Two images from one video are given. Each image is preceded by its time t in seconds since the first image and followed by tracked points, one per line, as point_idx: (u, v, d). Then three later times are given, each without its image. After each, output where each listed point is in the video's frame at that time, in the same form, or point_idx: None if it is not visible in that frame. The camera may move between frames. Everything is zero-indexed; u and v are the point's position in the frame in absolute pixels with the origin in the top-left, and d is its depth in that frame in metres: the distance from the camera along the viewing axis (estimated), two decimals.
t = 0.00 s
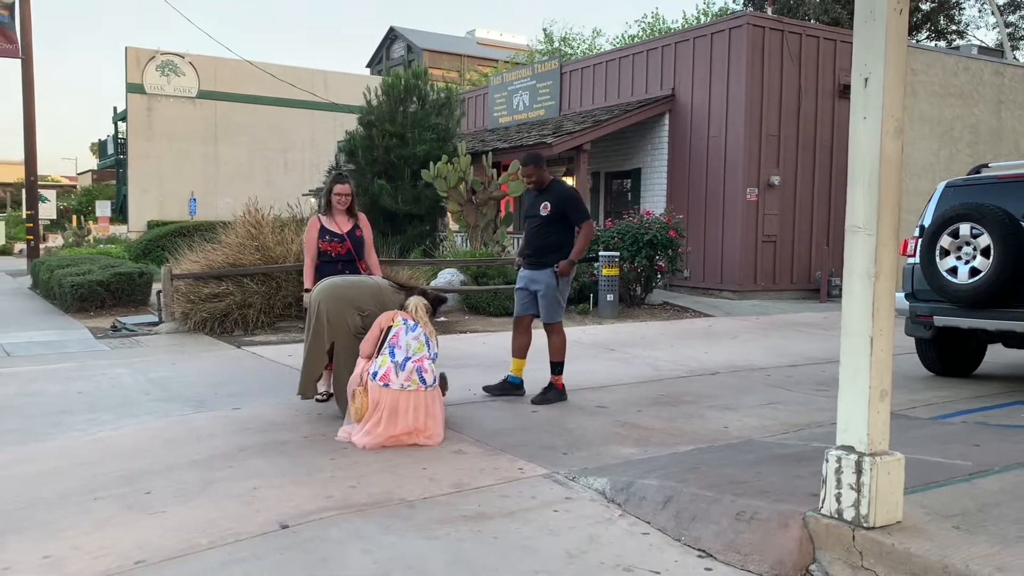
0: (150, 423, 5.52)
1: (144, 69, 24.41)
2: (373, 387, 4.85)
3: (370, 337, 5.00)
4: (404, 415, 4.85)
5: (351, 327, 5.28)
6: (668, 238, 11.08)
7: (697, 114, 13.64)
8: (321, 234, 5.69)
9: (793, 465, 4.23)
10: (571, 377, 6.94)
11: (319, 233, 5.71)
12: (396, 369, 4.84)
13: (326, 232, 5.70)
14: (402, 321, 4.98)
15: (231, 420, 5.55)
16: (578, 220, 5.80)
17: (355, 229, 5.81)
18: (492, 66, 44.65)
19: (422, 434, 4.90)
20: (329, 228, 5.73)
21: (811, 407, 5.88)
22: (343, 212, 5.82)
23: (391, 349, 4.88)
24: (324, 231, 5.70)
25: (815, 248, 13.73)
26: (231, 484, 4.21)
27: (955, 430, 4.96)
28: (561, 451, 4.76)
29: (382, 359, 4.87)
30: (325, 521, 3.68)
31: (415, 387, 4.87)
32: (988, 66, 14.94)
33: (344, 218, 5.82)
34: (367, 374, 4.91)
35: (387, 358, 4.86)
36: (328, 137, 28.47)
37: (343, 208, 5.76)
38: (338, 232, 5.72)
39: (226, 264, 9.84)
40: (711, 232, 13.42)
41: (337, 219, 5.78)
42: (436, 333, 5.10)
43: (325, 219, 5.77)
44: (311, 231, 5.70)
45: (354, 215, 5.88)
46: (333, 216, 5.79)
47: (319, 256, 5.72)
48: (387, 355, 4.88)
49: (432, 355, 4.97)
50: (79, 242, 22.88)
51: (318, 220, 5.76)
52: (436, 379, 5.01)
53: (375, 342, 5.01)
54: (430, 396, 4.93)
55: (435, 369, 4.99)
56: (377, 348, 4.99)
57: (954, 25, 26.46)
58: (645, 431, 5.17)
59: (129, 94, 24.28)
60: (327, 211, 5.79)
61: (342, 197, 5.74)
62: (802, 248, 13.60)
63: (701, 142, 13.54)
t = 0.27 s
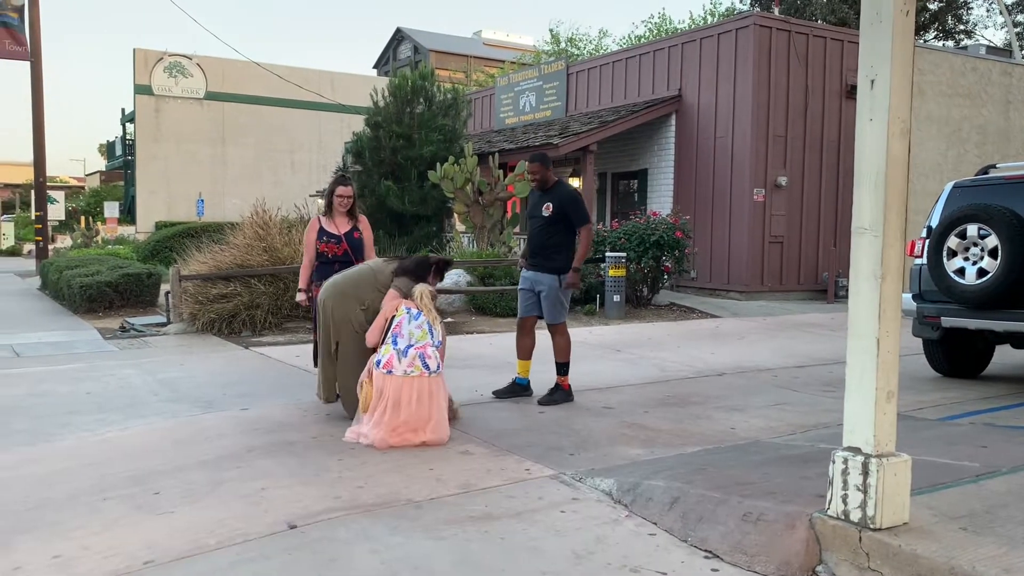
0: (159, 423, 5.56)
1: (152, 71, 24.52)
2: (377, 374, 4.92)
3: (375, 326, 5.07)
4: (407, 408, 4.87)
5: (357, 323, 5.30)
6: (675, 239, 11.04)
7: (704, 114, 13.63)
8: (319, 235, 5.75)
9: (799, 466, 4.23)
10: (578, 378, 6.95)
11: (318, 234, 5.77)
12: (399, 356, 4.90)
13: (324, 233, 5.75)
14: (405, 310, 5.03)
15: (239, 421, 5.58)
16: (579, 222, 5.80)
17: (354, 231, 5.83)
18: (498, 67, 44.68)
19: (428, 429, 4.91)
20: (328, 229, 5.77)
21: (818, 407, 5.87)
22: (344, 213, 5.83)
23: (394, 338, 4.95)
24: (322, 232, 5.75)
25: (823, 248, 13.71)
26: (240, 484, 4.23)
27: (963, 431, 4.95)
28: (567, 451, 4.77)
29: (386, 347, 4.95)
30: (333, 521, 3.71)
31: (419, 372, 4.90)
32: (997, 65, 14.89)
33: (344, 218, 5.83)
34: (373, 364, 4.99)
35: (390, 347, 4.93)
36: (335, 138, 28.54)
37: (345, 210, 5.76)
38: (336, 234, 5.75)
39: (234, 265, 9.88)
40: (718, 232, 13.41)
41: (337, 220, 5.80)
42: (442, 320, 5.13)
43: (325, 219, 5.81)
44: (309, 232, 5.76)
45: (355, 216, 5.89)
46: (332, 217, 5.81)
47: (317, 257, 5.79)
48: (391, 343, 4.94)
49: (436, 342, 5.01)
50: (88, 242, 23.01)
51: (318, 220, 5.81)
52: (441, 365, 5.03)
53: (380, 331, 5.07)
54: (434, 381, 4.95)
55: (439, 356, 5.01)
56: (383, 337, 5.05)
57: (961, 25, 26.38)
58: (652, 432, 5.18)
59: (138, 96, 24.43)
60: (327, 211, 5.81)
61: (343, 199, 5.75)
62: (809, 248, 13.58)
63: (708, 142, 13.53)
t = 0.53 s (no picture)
0: (165, 422, 5.57)
1: (158, 71, 24.58)
2: (379, 322, 5.01)
3: (375, 270, 5.03)
4: (413, 395, 4.90)
5: (359, 319, 5.31)
6: (680, 238, 11.01)
7: (709, 113, 13.61)
8: (335, 232, 5.85)
9: (806, 466, 4.22)
10: (583, 378, 6.95)
11: (335, 231, 5.88)
12: (399, 301, 5.00)
13: (339, 231, 5.85)
14: (409, 260, 5.02)
15: (245, 420, 5.59)
16: (560, 221, 5.79)
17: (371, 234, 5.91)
18: (503, 67, 44.66)
19: (436, 418, 4.94)
20: (344, 227, 5.87)
21: (825, 407, 5.86)
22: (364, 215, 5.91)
23: (395, 286, 5.02)
24: (339, 229, 5.86)
25: (829, 248, 13.68)
26: (246, 484, 4.24)
27: (970, 431, 4.94)
28: (573, 451, 4.77)
29: (387, 294, 5.03)
30: (340, 520, 3.71)
31: (419, 317, 4.99)
32: (1003, 65, 14.84)
33: (364, 220, 5.91)
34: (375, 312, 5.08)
35: (391, 293, 5.01)
36: (340, 138, 28.58)
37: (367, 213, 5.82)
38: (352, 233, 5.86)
39: (239, 264, 9.89)
40: (724, 232, 13.39)
41: (356, 221, 5.89)
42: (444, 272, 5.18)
43: (343, 217, 5.91)
44: (326, 228, 5.87)
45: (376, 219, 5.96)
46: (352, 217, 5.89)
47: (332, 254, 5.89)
48: (391, 290, 5.03)
49: (436, 292, 5.10)
50: (94, 242, 23.09)
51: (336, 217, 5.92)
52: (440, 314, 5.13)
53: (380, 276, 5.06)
54: (433, 329, 5.02)
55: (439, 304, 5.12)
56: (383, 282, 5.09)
57: (968, 24, 26.29)
58: (658, 431, 5.18)
59: (143, 96, 24.51)
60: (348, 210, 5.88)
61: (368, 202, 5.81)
62: (814, 248, 13.56)
63: (714, 142, 13.50)
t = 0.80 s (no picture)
0: (163, 422, 5.57)
1: (157, 71, 24.58)
2: (378, 296, 5.01)
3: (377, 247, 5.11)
4: (412, 377, 4.88)
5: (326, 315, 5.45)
6: (679, 238, 11.01)
7: (708, 113, 13.61)
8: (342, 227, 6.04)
9: (804, 465, 4.22)
10: (582, 377, 6.95)
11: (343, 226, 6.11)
12: (398, 275, 4.99)
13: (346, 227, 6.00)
14: (409, 235, 5.07)
15: (244, 419, 5.59)
16: (551, 221, 5.80)
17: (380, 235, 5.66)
18: (502, 67, 44.64)
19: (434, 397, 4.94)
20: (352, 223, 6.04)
21: (823, 407, 5.87)
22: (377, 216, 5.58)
23: (395, 260, 5.03)
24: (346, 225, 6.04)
25: (827, 248, 13.69)
26: (245, 483, 4.24)
27: (969, 430, 4.94)
28: (572, 451, 4.77)
29: (386, 268, 5.04)
30: (339, 520, 3.71)
31: (418, 290, 4.97)
32: (1002, 65, 14.85)
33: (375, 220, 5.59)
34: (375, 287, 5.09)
35: (390, 267, 5.02)
36: (339, 138, 28.57)
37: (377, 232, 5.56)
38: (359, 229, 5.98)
39: (238, 264, 9.89)
40: (723, 232, 13.39)
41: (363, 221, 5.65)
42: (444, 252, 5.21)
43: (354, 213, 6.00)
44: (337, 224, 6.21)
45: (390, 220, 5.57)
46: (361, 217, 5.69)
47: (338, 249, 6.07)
48: (391, 265, 5.03)
49: (436, 266, 5.09)
50: (92, 242, 23.08)
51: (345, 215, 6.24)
52: (439, 289, 5.11)
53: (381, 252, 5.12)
54: (431, 303, 5.01)
55: (438, 278, 5.10)
56: (384, 258, 5.11)
57: (966, 24, 26.30)
58: (656, 431, 5.18)
59: (142, 96, 24.51)
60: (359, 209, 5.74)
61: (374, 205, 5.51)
62: (813, 248, 13.56)
63: (713, 142, 13.50)
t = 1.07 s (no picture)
0: (165, 422, 5.58)
1: (159, 71, 24.62)
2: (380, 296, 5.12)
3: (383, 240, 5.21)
4: (408, 373, 4.91)
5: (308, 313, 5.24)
6: (681, 238, 11.01)
7: (710, 113, 13.60)
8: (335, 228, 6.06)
9: (807, 465, 4.22)
10: (584, 377, 6.95)
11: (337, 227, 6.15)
12: (392, 272, 5.03)
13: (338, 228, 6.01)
14: (401, 225, 5.07)
15: (246, 419, 5.59)
16: (546, 220, 5.79)
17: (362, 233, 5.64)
18: (504, 67, 44.65)
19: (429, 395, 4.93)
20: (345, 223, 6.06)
21: (826, 407, 5.86)
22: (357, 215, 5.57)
23: (393, 255, 5.08)
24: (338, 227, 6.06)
25: (830, 248, 13.67)
26: (247, 483, 4.24)
27: (971, 430, 4.93)
28: (574, 450, 4.77)
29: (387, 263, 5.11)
30: (341, 520, 3.71)
31: (406, 286, 4.96)
32: (1005, 65, 14.83)
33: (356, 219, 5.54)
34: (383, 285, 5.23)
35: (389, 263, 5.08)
36: (341, 138, 28.59)
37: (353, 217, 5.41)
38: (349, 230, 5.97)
39: (241, 264, 9.90)
40: (725, 232, 13.38)
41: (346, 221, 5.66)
42: (439, 224, 5.06)
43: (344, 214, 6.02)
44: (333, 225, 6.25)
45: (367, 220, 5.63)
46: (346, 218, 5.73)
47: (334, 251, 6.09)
48: (390, 263, 5.10)
49: (429, 256, 5.01)
50: (95, 242, 23.11)
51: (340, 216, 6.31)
52: (435, 280, 5.01)
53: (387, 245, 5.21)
54: (424, 296, 4.97)
55: (432, 269, 5.00)
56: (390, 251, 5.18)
57: (969, 24, 26.25)
58: (658, 431, 5.17)
59: (144, 97, 24.56)
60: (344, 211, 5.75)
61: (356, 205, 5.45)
62: (816, 248, 13.55)
63: (715, 141, 13.50)
